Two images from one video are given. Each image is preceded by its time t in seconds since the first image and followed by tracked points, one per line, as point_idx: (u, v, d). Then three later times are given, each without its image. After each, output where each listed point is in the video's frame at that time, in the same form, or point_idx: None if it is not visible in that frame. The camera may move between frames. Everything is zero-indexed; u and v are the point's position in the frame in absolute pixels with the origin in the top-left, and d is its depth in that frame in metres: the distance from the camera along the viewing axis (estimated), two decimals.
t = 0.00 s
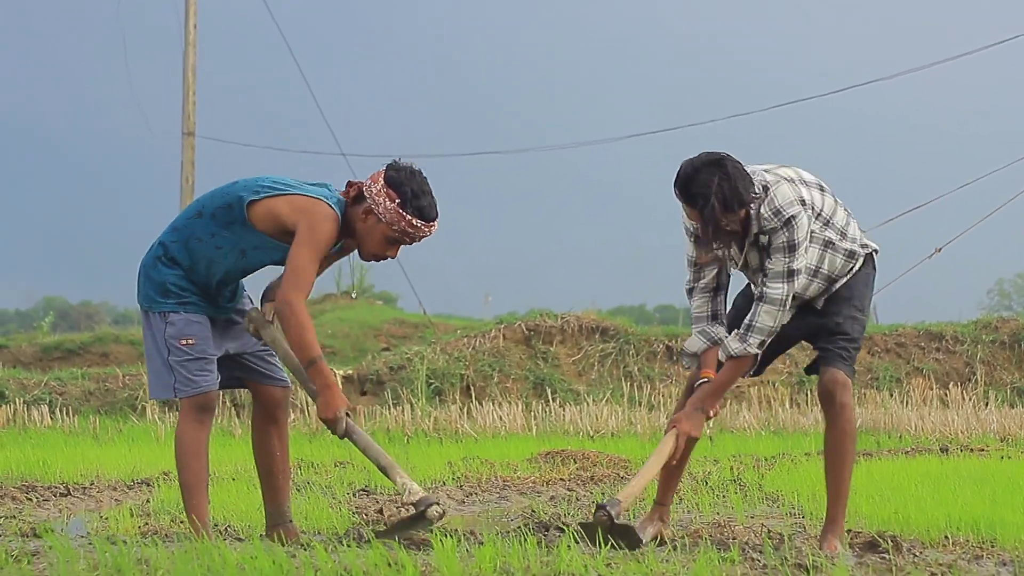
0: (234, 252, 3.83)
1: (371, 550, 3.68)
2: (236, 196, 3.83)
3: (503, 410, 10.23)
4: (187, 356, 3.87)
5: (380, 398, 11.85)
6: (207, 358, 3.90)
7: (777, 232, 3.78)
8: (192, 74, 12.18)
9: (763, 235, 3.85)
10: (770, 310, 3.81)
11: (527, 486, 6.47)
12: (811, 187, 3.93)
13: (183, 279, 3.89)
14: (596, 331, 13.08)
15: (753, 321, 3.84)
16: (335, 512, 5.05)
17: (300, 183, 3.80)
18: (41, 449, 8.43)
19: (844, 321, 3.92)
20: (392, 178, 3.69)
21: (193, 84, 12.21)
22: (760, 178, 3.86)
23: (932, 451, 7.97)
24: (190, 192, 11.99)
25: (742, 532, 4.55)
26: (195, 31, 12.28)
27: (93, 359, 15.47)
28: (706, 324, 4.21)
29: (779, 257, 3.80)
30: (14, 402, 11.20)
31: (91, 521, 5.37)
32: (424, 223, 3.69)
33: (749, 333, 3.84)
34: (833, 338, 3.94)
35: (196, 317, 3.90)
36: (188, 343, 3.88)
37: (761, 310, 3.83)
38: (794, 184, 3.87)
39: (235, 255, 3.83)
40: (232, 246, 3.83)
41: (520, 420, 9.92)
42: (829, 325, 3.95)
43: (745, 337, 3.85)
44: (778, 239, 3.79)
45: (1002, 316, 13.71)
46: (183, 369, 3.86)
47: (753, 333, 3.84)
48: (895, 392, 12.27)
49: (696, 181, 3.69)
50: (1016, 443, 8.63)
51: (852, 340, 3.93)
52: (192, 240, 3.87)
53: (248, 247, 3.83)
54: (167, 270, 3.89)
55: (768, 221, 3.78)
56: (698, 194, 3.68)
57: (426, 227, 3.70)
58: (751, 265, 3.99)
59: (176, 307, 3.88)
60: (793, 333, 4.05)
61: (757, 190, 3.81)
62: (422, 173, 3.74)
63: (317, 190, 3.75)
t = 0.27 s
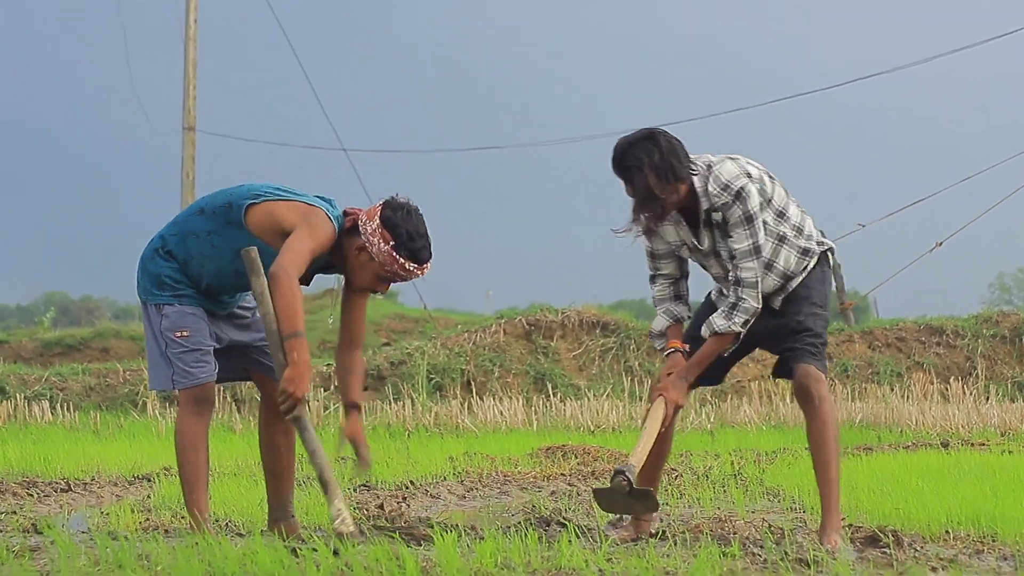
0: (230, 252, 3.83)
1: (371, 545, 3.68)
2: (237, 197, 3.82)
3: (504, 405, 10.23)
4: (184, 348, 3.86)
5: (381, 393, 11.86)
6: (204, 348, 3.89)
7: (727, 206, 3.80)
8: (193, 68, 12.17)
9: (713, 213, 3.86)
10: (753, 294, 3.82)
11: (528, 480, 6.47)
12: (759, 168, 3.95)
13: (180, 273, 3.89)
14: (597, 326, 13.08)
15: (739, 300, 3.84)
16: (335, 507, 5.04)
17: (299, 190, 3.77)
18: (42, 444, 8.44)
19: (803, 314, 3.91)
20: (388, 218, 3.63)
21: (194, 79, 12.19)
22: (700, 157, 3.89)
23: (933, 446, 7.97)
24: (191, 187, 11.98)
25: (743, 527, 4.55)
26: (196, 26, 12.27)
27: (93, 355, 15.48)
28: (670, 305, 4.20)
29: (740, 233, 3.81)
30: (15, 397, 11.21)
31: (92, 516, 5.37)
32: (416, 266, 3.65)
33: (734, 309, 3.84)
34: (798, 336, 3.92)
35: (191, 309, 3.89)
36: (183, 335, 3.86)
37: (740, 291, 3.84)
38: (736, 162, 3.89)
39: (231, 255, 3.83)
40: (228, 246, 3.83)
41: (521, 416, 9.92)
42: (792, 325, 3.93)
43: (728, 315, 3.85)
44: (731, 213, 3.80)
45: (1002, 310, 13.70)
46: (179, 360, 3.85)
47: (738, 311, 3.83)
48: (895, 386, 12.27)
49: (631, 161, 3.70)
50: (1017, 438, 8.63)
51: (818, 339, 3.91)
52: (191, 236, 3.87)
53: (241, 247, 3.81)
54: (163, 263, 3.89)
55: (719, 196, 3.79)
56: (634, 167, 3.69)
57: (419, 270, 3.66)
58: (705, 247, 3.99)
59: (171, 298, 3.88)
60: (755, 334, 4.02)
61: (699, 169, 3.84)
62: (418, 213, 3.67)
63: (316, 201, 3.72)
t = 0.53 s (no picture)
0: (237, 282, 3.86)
1: (373, 547, 3.68)
2: (257, 223, 3.85)
3: (506, 407, 10.23)
4: (193, 346, 3.85)
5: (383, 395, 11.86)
6: (215, 345, 3.87)
7: (650, 205, 3.86)
8: (195, 71, 12.18)
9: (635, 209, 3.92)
10: (683, 296, 3.89)
11: (530, 482, 6.47)
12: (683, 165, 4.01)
13: (188, 280, 3.91)
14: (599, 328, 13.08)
15: (672, 305, 3.92)
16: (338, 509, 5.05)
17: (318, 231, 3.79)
18: (43, 446, 8.44)
19: (751, 326, 4.04)
20: (397, 274, 3.64)
21: (196, 81, 12.21)
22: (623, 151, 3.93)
23: (935, 447, 7.97)
24: (193, 190, 11.99)
25: (745, 528, 4.55)
26: (198, 28, 12.28)
27: (95, 357, 15.49)
28: (594, 299, 4.34)
29: (663, 234, 3.87)
30: (17, 400, 11.21)
31: (95, 518, 5.37)
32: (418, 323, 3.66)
33: (669, 315, 3.93)
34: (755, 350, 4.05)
35: (200, 312, 3.90)
36: (193, 334, 3.85)
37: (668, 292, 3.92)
38: (666, 160, 3.95)
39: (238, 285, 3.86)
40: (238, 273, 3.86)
41: (523, 418, 9.93)
42: (742, 337, 4.05)
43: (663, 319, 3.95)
44: (653, 212, 3.86)
45: (1004, 311, 13.70)
46: (188, 358, 3.85)
47: (673, 316, 3.93)
48: (897, 388, 12.26)
49: (555, 153, 3.70)
50: (1018, 439, 8.62)
51: (771, 350, 4.04)
52: (204, 251, 3.90)
53: (252, 279, 3.84)
54: (173, 269, 3.92)
55: (642, 194, 3.86)
56: (556, 161, 3.69)
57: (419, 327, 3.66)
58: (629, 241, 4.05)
59: (179, 301, 3.90)
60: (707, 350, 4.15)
61: (623, 164, 3.88)
62: (427, 272, 3.68)
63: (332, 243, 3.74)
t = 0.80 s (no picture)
0: (245, 283, 3.86)
1: (376, 545, 3.68)
2: (264, 226, 3.85)
3: (509, 405, 10.22)
4: (201, 345, 3.85)
5: (386, 393, 11.87)
6: (223, 344, 3.88)
7: (615, 213, 3.90)
8: (198, 69, 12.18)
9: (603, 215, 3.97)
10: (635, 303, 3.94)
11: (533, 481, 6.47)
12: (655, 169, 4.05)
13: (196, 281, 3.93)
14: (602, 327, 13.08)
15: (622, 313, 3.99)
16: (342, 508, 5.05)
17: (324, 233, 3.76)
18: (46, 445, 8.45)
19: (721, 314, 4.06)
20: (411, 264, 3.65)
21: (199, 80, 12.21)
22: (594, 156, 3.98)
23: (939, 446, 7.96)
24: (196, 188, 11.99)
25: (749, 527, 4.55)
26: (201, 27, 12.28)
27: (99, 355, 15.50)
28: (544, 292, 4.43)
29: (624, 242, 3.90)
30: (20, 398, 11.22)
31: (98, 517, 5.37)
32: (432, 312, 3.65)
33: (619, 322, 4.00)
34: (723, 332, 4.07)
35: (208, 311, 3.90)
36: (200, 333, 3.86)
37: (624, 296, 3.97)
38: (633, 166, 3.99)
39: (245, 287, 3.86)
40: (245, 275, 3.86)
41: (526, 416, 9.93)
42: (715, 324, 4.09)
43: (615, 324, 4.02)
44: (618, 219, 3.91)
45: (1008, 310, 13.67)
46: (196, 355, 3.85)
47: (622, 324, 4.00)
48: (900, 387, 12.24)
49: (528, 160, 3.79)
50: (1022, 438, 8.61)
51: (740, 333, 4.05)
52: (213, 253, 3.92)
53: (258, 281, 3.84)
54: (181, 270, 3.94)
55: (606, 202, 3.90)
56: (528, 171, 3.79)
57: (434, 318, 3.66)
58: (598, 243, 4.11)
59: (187, 301, 3.90)
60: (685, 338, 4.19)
61: (592, 170, 3.92)
62: (441, 264, 3.69)
63: (337, 245, 3.73)
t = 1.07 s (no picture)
0: (247, 291, 3.87)
1: (377, 544, 3.68)
2: (271, 237, 3.84)
3: (511, 405, 10.22)
4: (205, 345, 3.86)
5: (388, 393, 11.87)
6: (227, 345, 3.89)
7: (627, 213, 3.92)
8: (200, 68, 12.18)
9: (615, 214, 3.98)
10: (626, 298, 3.98)
11: (535, 480, 6.46)
12: (669, 169, 4.05)
13: (202, 283, 3.93)
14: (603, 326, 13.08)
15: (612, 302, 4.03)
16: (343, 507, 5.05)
17: (326, 255, 3.74)
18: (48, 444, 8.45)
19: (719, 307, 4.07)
20: (410, 292, 3.64)
21: (201, 79, 12.21)
22: (612, 154, 3.97)
23: (940, 445, 7.96)
24: (198, 187, 11.99)
25: (751, 526, 4.54)
26: (203, 26, 12.28)
27: (101, 354, 15.51)
28: (540, 265, 4.44)
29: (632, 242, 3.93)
30: (22, 397, 11.22)
31: (100, 516, 5.37)
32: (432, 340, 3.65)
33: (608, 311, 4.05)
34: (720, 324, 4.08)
35: (213, 312, 3.91)
36: (205, 333, 3.86)
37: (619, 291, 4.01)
38: (649, 164, 3.99)
39: (248, 297, 3.87)
40: (250, 283, 3.87)
41: (527, 416, 9.93)
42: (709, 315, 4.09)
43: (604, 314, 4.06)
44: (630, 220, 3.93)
45: (1009, 309, 13.67)
46: (200, 356, 3.86)
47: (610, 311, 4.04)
48: (902, 386, 12.24)
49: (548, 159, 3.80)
50: None
51: (736, 325, 4.06)
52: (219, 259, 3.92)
53: (262, 293, 3.86)
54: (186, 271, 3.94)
55: (620, 203, 3.91)
56: (549, 170, 3.79)
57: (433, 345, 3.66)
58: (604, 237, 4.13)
59: (192, 301, 3.91)
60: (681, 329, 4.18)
61: (608, 169, 3.92)
62: (442, 292, 3.67)
63: (335, 269, 3.71)
